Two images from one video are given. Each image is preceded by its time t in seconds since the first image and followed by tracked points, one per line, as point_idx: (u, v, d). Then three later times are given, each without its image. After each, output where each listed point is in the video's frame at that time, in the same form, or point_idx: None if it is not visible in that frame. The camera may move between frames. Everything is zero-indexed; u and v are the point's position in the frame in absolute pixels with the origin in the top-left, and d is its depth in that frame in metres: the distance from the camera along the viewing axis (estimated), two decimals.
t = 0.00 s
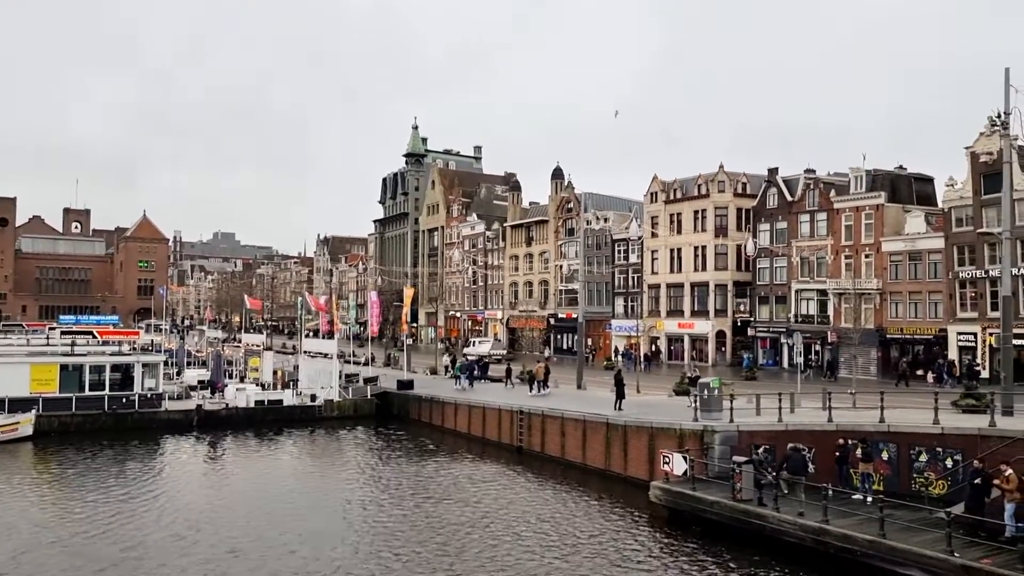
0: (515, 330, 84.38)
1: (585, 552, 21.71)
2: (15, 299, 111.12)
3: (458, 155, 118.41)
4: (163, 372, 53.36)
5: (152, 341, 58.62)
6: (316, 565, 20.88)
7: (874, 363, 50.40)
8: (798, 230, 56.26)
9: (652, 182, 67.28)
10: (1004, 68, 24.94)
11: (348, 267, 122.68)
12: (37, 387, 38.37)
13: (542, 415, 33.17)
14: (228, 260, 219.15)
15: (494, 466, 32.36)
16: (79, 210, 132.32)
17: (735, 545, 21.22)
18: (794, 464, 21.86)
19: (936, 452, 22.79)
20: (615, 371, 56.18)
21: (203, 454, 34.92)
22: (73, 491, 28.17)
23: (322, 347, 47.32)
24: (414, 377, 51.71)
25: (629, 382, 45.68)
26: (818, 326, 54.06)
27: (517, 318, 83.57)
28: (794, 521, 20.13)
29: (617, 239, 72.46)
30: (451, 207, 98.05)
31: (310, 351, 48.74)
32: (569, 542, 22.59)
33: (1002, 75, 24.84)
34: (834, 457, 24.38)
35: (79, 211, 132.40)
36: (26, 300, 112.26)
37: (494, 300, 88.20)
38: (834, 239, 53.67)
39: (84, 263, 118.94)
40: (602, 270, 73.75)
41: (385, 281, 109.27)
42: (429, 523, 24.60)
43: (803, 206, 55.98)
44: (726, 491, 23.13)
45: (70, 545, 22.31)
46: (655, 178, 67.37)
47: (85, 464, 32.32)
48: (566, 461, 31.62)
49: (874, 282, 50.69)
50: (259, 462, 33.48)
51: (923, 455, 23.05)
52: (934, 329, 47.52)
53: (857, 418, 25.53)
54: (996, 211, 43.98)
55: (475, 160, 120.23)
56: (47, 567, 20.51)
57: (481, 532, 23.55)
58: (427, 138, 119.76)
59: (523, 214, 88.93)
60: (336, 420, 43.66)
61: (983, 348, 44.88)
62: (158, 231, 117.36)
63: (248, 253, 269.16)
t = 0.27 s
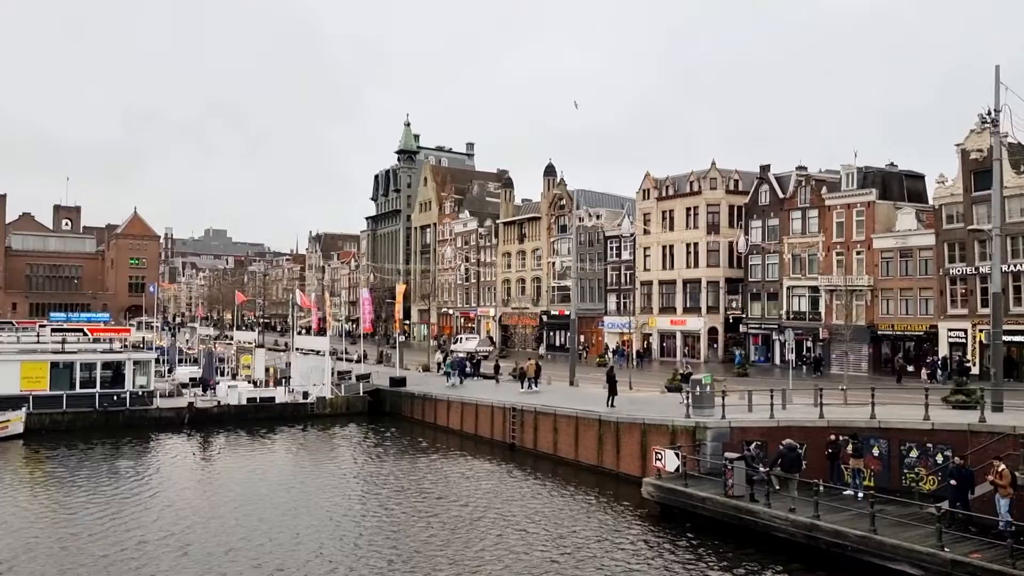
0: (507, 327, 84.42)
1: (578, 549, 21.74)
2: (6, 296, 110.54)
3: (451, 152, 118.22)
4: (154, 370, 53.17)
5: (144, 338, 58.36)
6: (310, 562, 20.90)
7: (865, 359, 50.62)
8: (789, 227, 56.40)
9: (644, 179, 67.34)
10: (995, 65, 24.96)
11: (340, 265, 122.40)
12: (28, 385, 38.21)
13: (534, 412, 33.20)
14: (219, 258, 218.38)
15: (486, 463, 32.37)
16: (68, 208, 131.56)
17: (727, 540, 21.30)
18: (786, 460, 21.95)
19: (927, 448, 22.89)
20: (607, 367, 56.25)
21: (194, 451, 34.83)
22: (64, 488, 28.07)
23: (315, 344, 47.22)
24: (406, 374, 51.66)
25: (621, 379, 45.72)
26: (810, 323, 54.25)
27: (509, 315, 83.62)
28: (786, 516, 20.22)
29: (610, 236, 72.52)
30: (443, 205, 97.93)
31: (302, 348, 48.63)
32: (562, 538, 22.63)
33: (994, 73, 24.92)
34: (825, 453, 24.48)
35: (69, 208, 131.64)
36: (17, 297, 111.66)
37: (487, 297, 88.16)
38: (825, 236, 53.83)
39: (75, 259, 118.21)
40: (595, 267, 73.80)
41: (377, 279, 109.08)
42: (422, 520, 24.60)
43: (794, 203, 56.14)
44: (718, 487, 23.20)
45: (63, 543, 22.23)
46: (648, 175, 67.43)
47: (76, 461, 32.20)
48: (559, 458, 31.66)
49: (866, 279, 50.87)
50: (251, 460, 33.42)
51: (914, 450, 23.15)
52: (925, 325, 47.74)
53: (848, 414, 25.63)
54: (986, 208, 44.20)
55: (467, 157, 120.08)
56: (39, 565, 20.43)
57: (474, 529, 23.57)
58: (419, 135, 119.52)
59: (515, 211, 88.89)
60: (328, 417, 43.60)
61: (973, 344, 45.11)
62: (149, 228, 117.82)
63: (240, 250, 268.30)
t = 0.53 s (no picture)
0: (500, 325, 84.47)
1: (571, 545, 21.77)
2: None
3: (443, 150, 118.06)
4: (146, 369, 52.98)
5: (135, 337, 58.13)
6: (305, 560, 20.91)
7: (856, 355, 50.84)
8: (781, 224, 56.55)
9: (637, 176, 67.41)
10: (986, 63, 25.01)
11: (332, 263, 122.14)
12: (19, 384, 37.96)
13: (527, 409, 33.23)
14: (211, 255, 217.61)
15: (479, 460, 32.39)
16: (59, 206, 130.82)
17: (719, 537, 21.39)
18: (778, 456, 22.04)
19: (917, 444, 23.00)
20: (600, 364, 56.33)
21: (187, 450, 34.74)
22: (55, 488, 27.96)
23: (307, 342, 47.13)
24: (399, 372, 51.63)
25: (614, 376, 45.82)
26: (802, 319, 54.43)
27: (502, 312, 83.66)
28: (778, 513, 20.31)
29: (603, 233, 72.56)
30: (436, 202, 97.82)
31: (295, 347, 48.55)
32: (555, 535, 22.68)
33: (985, 70, 25.00)
34: (817, 449, 24.58)
35: (60, 206, 130.91)
36: (7, 297, 111.13)
37: (480, 294, 88.12)
38: (817, 233, 53.98)
39: (66, 258, 117.51)
40: (588, 264, 73.87)
41: (370, 277, 108.91)
42: (415, 518, 24.61)
43: (786, 200, 56.28)
44: (711, 484, 23.29)
45: (55, 543, 22.13)
46: (640, 172, 67.52)
47: (68, 461, 32.07)
48: (552, 455, 31.70)
49: (857, 275, 51.07)
50: (243, 458, 33.36)
51: (905, 446, 23.26)
52: (916, 322, 47.98)
53: (840, 410, 25.74)
54: (976, 205, 44.44)
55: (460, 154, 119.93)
56: (31, 565, 20.34)
57: (468, 527, 23.58)
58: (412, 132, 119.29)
59: (508, 208, 88.86)
60: (321, 415, 43.56)
61: (963, 340, 45.36)
62: (140, 226, 117.30)
63: (232, 248, 267.47)
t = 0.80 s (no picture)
0: (491, 324, 84.38)
1: (562, 544, 21.70)
2: None
3: (433, 149, 117.83)
4: (134, 370, 52.66)
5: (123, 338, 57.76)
6: (295, 561, 20.81)
7: (845, 352, 51.02)
8: (771, 222, 56.66)
9: (627, 175, 67.44)
10: (971, 61, 25.04)
11: (322, 262, 121.75)
12: (4, 386, 37.57)
13: (517, 408, 33.17)
14: (200, 255, 216.69)
15: (470, 460, 32.30)
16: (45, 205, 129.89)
17: (709, 534, 21.37)
18: (768, 453, 22.04)
19: (906, 440, 23.01)
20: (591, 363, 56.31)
21: (175, 452, 34.53)
22: (42, 491, 27.71)
23: (296, 343, 46.92)
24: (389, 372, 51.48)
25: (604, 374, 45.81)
26: (791, 317, 54.56)
27: (493, 311, 83.58)
28: (768, 510, 20.30)
29: (593, 231, 72.55)
30: (426, 201, 97.63)
31: (284, 347, 48.34)
32: (545, 534, 22.61)
33: (969, 68, 25.05)
34: (807, 445, 24.59)
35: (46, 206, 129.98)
36: None
37: (471, 293, 87.99)
38: (805, 231, 54.11)
39: (53, 258, 116.60)
40: (578, 263, 73.85)
41: (360, 276, 108.59)
42: (405, 517, 24.50)
43: (775, 198, 56.40)
44: (701, 482, 23.26)
45: (41, 546, 21.92)
46: (630, 171, 67.55)
47: (55, 463, 31.80)
48: (543, 454, 31.64)
49: (846, 273, 51.23)
50: (233, 459, 33.19)
51: (893, 442, 23.28)
52: (904, 319, 48.15)
53: (829, 407, 25.77)
54: (962, 203, 44.67)
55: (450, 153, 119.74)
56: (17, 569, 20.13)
57: (458, 527, 23.49)
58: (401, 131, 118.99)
59: (498, 207, 88.75)
60: (311, 415, 43.38)
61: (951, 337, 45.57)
62: (127, 226, 116.73)
63: (221, 247, 266.40)
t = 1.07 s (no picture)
0: (471, 323, 84.29)
1: (543, 544, 21.70)
2: None
3: (412, 148, 117.51)
4: (110, 372, 52.04)
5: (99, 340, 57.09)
6: (276, 564, 20.68)
7: (823, 350, 51.49)
8: (749, 221, 57.04)
9: (606, 174, 67.64)
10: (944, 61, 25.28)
11: (301, 262, 121.01)
12: None
13: (498, 408, 33.15)
14: (177, 256, 214.68)
15: (451, 460, 32.23)
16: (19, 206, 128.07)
17: (690, 532, 21.47)
18: (747, 451, 22.17)
19: (882, 436, 23.25)
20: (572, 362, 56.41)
21: (153, 454, 34.17)
22: (16, 495, 27.33)
23: (276, 343, 46.60)
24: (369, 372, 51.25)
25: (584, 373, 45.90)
26: (770, 315, 54.96)
27: (473, 311, 83.47)
28: (748, 507, 20.41)
29: (573, 231, 72.66)
30: (406, 201, 97.34)
31: (263, 348, 48.00)
32: (527, 534, 22.59)
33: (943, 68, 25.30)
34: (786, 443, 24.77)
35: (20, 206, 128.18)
36: None
37: (451, 293, 87.83)
38: (783, 230, 54.54)
39: (26, 259, 115.28)
40: (558, 262, 73.94)
41: (339, 276, 108.04)
42: (386, 518, 24.42)
43: (753, 197, 56.80)
44: (681, 479, 23.37)
45: (17, 551, 21.61)
46: (609, 170, 67.74)
47: (30, 467, 31.36)
48: (524, 454, 31.65)
49: (823, 271, 51.70)
50: (211, 461, 32.91)
51: (870, 439, 23.51)
52: (880, 316, 48.65)
53: (807, 404, 25.97)
54: (937, 202, 45.25)
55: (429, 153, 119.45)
56: None
57: (440, 527, 23.41)
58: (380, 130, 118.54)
59: (478, 207, 88.67)
60: (291, 416, 43.10)
61: (926, 334, 46.15)
62: (101, 227, 114.70)
63: (198, 248, 264.03)
